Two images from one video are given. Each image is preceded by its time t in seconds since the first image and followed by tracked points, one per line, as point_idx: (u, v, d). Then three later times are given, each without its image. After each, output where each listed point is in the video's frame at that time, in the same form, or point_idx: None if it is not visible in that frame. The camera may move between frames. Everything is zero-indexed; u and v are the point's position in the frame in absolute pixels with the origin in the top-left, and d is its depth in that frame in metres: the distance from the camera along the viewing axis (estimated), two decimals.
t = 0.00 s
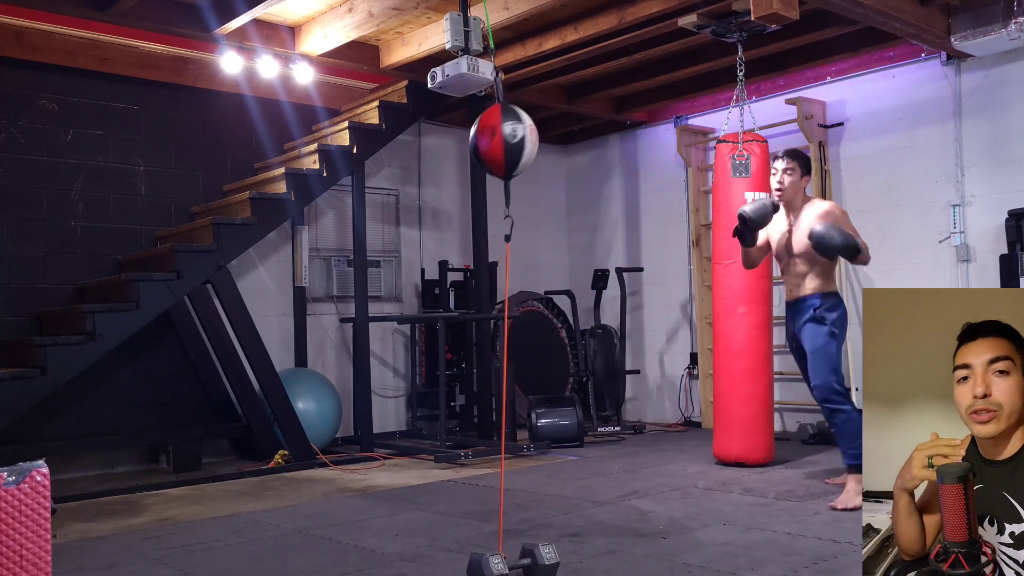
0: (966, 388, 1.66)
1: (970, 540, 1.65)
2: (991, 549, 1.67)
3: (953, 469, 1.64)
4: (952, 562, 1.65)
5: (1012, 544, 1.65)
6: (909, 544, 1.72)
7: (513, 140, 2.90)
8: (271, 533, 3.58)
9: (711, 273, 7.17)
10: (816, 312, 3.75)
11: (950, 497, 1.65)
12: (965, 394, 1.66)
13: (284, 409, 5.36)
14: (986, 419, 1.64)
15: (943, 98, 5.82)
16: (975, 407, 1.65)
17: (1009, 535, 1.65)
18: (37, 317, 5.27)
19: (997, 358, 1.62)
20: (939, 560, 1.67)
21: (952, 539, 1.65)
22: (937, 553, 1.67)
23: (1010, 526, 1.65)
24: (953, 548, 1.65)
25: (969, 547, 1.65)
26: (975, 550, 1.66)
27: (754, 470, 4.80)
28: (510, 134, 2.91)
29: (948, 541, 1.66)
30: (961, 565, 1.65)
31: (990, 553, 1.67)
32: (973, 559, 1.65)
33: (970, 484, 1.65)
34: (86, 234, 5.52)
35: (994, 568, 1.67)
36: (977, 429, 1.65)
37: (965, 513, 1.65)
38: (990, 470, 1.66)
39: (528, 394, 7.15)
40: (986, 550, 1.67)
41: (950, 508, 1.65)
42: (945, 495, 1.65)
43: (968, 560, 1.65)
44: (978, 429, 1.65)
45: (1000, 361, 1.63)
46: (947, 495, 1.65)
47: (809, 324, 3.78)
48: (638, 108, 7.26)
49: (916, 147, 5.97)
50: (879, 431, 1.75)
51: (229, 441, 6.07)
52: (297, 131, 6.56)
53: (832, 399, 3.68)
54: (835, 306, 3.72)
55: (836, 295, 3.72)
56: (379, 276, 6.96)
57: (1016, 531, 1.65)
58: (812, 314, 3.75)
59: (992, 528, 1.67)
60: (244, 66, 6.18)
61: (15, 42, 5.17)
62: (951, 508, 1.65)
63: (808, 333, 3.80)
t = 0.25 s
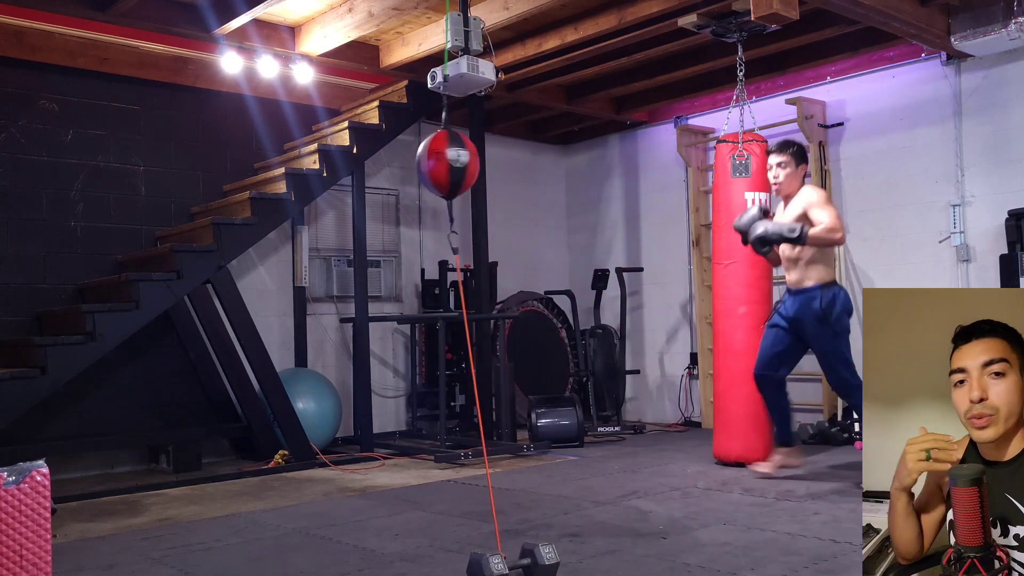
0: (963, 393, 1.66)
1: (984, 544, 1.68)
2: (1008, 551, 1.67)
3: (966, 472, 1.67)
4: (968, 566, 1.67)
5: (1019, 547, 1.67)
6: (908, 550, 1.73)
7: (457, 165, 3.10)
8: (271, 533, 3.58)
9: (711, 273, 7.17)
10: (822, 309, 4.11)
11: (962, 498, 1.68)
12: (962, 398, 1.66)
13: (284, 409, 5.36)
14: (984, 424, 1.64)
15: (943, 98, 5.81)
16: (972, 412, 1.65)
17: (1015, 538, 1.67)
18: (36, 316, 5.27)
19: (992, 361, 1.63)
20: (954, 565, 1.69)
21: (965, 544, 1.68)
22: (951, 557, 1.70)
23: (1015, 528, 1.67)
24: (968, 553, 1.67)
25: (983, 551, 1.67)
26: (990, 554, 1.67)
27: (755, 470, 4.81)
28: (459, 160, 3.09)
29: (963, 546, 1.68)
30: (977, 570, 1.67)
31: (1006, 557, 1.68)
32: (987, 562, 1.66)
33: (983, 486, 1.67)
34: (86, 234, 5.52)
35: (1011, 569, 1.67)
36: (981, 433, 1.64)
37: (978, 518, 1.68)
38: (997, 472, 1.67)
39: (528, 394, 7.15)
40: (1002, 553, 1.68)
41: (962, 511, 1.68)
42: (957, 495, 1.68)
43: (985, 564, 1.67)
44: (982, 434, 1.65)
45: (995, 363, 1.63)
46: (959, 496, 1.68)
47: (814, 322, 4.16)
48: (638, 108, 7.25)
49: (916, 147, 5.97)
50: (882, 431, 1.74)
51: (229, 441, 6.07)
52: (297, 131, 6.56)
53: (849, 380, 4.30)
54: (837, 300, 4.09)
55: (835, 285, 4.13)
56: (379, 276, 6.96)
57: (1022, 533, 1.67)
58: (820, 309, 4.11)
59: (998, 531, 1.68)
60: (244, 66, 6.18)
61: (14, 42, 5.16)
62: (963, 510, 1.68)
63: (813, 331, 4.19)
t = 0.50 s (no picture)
0: (971, 392, 1.64)
1: (994, 545, 1.65)
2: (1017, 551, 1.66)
3: (976, 472, 1.64)
4: (979, 568, 1.65)
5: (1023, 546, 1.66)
6: (904, 554, 1.75)
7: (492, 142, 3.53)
8: (271, 533, 3.58)
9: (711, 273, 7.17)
10: (789, 316, 4.04)
11: (974, 498, 1.65)
12: (970, 398, 1.65)
13: (284, 409, 5.36)
14: (993, 424, 1.63)
15: (943, 98, 5.81)
16: (979, 412, 1.64)
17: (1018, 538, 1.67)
18: (36, 316, 5.27)
19: (1002, 359, 1.61)
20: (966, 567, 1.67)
21: (974, 545, 1.66)
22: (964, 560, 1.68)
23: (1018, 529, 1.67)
24: (978, 555, 1.66)
25: (993, 552, 1.65)
26: (1000, 556, 1.65)
27: (755, 470, 4.80)
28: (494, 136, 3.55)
29: (972, 548, 1.67)
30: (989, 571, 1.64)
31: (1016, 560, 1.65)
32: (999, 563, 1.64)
33: (993, 486, 1.65)
34: (86, 234, 5.52)
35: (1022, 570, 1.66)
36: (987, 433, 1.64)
37: (988, 519, 1.65)
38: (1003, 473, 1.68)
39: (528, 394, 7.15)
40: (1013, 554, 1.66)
41: (973, 509, 1.65)
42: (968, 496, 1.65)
43: (996, 566, 1.64)
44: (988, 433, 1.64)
45: (1006, 361, 1.61)
46: (970, 495, 1.65)
47: (785, 331, 4.05)
48: (638, 108, 7.25)
49: (916, 147, 5.97)
50: (881, 431, 1.75)
51: (229, 441, 6.07)
52: (297, 131, 6.57)
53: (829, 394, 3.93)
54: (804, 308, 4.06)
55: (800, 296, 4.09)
56: (379, 276, 6.96)
57: None
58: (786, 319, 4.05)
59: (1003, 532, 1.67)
60: (244, 66, 6.18)
61: (14, 42, 5.16)
62: (975, 510, 1.65)
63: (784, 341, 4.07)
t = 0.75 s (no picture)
0: (949, 414, 1.68)
1: (997, 545, 1.68)
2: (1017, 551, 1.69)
3: (980, 471, 1.66)
4: (981, 568, 1.68)
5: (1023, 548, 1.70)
6: (905, 557, 1.77)
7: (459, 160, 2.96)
8: (271, 533, 3.59)
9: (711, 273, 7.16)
10: (747, 304, 4.25)
11: (974, 502, 1.67)
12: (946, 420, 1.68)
13: (284, 409, 5.36)
14: (973, 444, 1.67)
15: (943, 98, 5.81)
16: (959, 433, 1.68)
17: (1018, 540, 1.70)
18: (36, 316, 5.27)
19: (976, 381, 1.64)
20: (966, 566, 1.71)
21: (978, 546, 1.69)
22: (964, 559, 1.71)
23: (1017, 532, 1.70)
24: (982, 556, 1.68)
25: (995, 553, 1.68)
26: (1003, 556, 1.68)
27: (755, 470, 4.80)
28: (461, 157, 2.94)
29: (976, 549, 1.69)
30: (990, 571, 1.68)
31: (1017, 559, 1.69)
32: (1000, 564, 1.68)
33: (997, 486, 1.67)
34: (86, 234, 5.52)
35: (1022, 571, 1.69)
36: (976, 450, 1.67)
37: (992, 518, 1.68)
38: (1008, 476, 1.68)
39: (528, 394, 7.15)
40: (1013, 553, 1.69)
41: (974, 513, 1.68)
42: (970, 499, 1.67)
43: (998, 565, 1.68)
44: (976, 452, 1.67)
45: (975, 384, 1.64)
46: (972, 499, 1.67)
47: (741, 315, 4.25)
48: (638, 108, 7.25)
49: (915, 147, 5.97)
50: (880, 432, 1.75)
51: (229, 441, 6.07)
52: (297, 131, 6.57)
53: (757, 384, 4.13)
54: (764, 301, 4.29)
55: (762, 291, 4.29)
56: (379, 276, 6.96)
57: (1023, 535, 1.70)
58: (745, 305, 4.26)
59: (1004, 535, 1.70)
60: (244, 66, 6.18)
61: (14, 42, 5.16)
62: (976, 513, 1.67)
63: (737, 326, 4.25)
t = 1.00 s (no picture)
0: (952, 409, 1.66)
1: (994, 547, 1.65)
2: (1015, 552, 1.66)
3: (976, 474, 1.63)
4: (978, 570, 1.65)
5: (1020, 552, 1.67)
6: (903, 559, 1.75)
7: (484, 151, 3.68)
8: (270, 533, 3.58)
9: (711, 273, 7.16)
10: (714, 313, 3.92)
11: (971, 501, 1.65)
12: (952, 413, 1.66)
13: (284, 409, 5.36)
14: (979, 439, 1.64)
15: (943, 98, 5.82)
16: (964, 427, 1.65)
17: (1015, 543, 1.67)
18: (37, 316, 5.27)
19: (980, 374, 1.62)
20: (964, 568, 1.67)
21: (975, 547, 1.65)
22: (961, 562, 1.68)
23: (1014, 534, 1.67)
24: (978, 558, 1.65)
25: (993, 555, 1.64)
26: (1000, 558, 1.65)
27: (755, 470, 4.80)
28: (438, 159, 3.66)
29: (972, 551, 1.66)
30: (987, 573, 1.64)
31: (1014, 561, 1.66)
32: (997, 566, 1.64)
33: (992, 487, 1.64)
34: (86, 234, 5.52)
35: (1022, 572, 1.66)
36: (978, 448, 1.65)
37: (988, 520, 1.64)
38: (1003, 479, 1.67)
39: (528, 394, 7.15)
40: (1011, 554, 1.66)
41: (971, 512, 1.65)
42: (966, 500, 1.65)
43: (995, 568, 1.64)
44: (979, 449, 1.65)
45: (982, 375, 1.62)
46: (968, 498, 1.65)
47: (705, 324, 3.92)
48: (638, 108, 7.26)
49: (915, 147, 5.97)
50: (879, 432, 1.76)
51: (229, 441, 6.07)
52: (297, 131, 6.57)
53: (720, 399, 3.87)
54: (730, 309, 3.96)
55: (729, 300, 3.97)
56: (379, 276, 6.96)
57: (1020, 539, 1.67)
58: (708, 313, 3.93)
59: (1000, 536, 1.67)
60: (244, 66, 6.18)
61: (14, 42, 5.16)
62: (973, 513, 1.65)
63: (702, 333, 3.92)
